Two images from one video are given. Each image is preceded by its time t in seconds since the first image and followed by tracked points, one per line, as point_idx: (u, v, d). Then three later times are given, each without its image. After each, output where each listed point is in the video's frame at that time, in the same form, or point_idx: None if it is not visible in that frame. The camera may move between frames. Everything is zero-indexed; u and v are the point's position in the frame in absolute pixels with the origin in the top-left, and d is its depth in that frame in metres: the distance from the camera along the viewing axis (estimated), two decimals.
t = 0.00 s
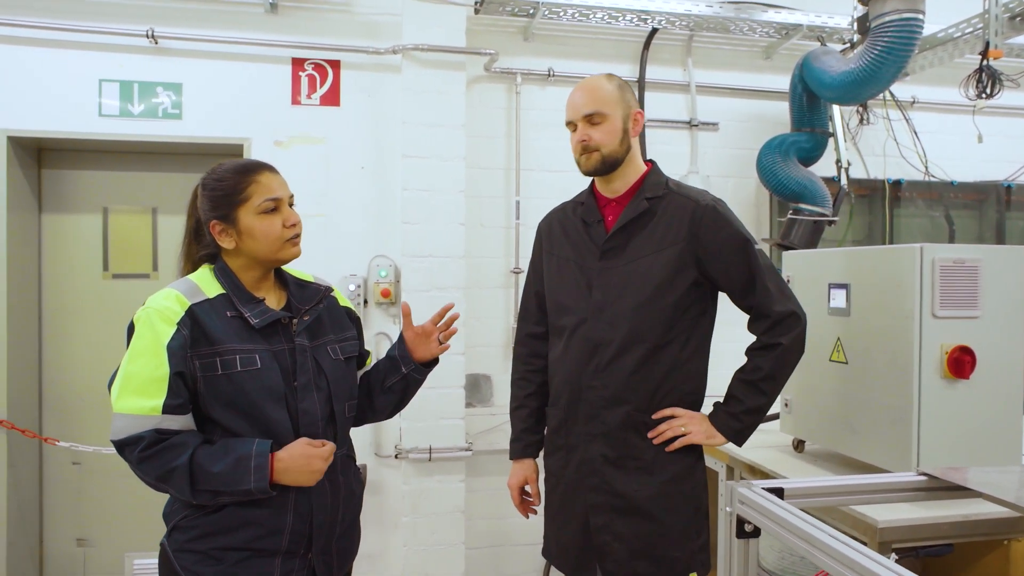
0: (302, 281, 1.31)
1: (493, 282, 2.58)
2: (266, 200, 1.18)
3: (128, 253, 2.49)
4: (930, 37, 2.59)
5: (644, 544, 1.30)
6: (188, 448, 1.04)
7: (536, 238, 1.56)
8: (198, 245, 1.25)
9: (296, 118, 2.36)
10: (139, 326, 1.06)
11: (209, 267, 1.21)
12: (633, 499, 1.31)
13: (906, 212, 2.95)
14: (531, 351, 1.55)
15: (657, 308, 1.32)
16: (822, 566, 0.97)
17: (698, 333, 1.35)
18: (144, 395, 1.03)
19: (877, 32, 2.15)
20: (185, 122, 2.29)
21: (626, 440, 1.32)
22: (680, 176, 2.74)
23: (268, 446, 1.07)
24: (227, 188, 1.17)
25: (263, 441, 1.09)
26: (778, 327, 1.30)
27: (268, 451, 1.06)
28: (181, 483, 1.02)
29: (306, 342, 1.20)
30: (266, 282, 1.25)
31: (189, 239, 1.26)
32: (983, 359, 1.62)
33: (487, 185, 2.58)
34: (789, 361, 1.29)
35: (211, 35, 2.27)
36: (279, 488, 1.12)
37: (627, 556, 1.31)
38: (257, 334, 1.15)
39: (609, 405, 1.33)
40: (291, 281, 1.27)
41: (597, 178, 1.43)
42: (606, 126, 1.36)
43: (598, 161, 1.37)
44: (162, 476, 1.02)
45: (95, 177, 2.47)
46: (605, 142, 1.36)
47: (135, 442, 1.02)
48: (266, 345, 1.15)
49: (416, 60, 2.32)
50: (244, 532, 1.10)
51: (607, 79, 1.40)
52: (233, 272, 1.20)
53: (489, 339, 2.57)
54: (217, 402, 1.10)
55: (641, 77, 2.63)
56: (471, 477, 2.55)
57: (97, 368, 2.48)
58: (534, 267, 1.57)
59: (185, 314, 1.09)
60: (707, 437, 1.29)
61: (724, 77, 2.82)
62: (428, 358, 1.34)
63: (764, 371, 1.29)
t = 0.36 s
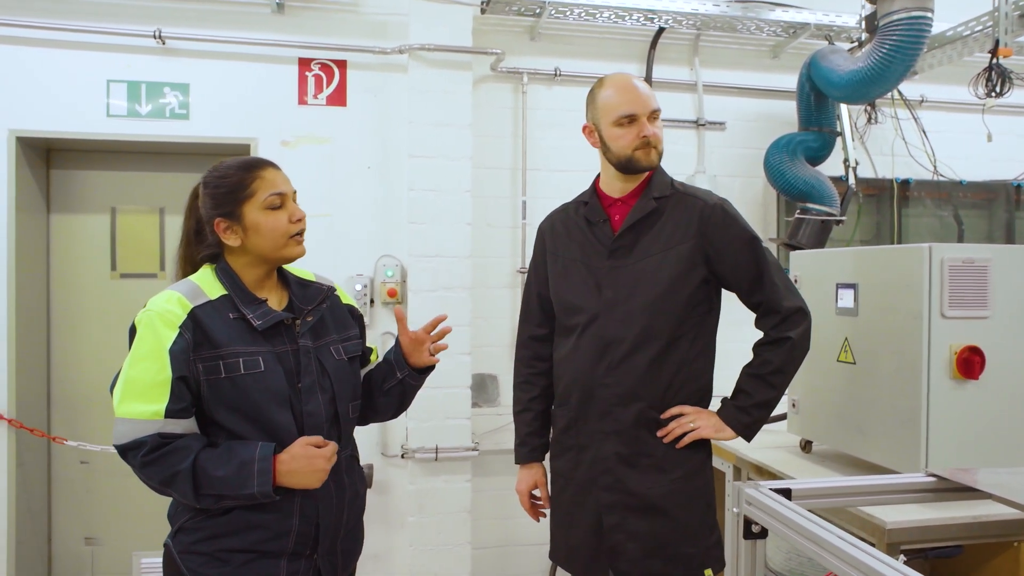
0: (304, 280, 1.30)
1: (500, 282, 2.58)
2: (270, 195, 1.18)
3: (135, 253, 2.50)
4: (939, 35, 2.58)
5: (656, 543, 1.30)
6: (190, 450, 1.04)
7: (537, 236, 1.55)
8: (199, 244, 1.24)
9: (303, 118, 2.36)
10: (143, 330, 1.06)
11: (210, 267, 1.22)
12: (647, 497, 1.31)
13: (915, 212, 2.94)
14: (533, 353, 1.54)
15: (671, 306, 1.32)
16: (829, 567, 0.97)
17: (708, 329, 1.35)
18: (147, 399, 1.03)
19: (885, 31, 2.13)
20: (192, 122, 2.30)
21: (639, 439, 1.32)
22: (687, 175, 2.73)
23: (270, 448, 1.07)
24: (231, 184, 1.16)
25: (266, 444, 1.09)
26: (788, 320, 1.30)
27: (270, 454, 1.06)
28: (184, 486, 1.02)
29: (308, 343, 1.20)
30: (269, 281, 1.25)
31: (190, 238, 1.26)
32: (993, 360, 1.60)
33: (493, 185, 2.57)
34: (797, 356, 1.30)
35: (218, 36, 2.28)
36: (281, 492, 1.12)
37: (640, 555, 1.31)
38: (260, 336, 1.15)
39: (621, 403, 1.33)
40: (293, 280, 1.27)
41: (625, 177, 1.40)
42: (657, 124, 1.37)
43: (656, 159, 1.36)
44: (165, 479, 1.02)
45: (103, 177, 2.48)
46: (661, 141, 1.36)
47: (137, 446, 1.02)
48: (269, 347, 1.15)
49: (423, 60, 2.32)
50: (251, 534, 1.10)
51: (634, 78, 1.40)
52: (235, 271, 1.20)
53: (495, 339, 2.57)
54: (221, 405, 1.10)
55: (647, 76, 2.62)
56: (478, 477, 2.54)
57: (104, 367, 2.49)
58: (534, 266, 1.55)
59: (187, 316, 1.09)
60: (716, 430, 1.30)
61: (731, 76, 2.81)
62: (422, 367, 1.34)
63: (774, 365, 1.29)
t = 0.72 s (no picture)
0: (324, 281, 1.31)
1: (507, 281, 2.58)
2: (305, 194, 1.19)
3: (143, 252, 2.51)
4: (948, 33, 2.56)
5: (672, 542, 1.30)
6: (210, 433, 1.03)
7: (541, 235, 1.53)
8: (225, 242, 1.24)
9: (310, 117, 2.36)
10: (169, 316, 1.06)
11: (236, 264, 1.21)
12: (661, 496, 1.30)
13: (924, 211, 2.92)
14: (536, 354, 1.52)
15: (687, 307, 1.32)
16: (841, 567, 0.95)
17: (719, 328, 1.36)
18: (171, 385, 1.02)
19: (894, 28, 2.12)
20: (200, 121, 2.30)
21: (654, 438, 1.32)
22: (695, 174, 2.71)
23: (288, 432, 1.05)
24: (267, 181, 1.18)
25: (283, 430, 1.07)
26: (799, 319, 1.32)
27: (289, 438, 1.04)
28: (203, 466, 1.01)
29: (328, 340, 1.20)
30: (291, 280, 1.26)
31: (214, 235, 1.25)
32: (1004, 359, 1.59)
33: (499, 184, 2.57)
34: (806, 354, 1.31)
35: (225, 35, 2.28)
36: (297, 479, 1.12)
37: (656, 555, 1.30)
38: (282, 329, 1.15)
39: (638, 403, 1.32)
40: (313, 281, 1.28)
41: (634, 176, 1.40)
42: (667, 124, 1.36)
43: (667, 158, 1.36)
44: (183, 462, 1.01)
45: (110, 177, 2.49)
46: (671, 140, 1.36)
47: (159, 429, 1.01)
48: (291, 342, 1.15)
49: (429, 58, 2.32)
50: (265, 526, 1.10)
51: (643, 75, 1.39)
52: (261, 270, 1.20)
53: (502, 338, 2.56)
54: (242, 396, 1.10)
55: (654, 75, 2.61)
56: (485, 476, 2.54)
57: (112, 366, 2.50)
58: (538, 265, 1.53)
59: (213, 307, 1.09)
60: (729, 427, 1.30)
61: (739, 74, 2.79)
62: (453, 351, 1.32)
63: (785, 363, 1.31)
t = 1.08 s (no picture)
0: (330, 285, 1.30)
1: (511, 282, 2.58)
2: (315, 197, 1.20)
3: (149, 253, 2.52)
4: (954, 33, 2.55)
5: (679, 543, 1.30)
6: (209, 427, 1.05)
7: (546, 236, 1.53)
8: (237, 243, 1.27)
9: (315, 118, 2.37)
10: (173, 313, 1.08)
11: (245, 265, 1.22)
12: (667, 497, 1.30)
13: (929, 212, 2.91)
14: (542, 353, 1.52)
15: (693, 309, 1.32)
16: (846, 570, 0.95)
17: (725, 329, 1.37)
18: (173, 381, 1.05)
19: (899, 29, 2.12)
20: (205, 123, 2.31)
21: (659, 439, 1.32)
22: (699, 175, 2.71)
23: (285, 428, 1.07)
24: (279, 182, 1.19)
25: (279, 425, 1.10)
26: (804, 322, 1.32)
27: (287, 433, 1.07)
28: (201, 460, 1.03)
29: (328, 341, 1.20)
30: (296, 283, 1.26)
31: (229, 237, 1.28)
32: (1011, 360, 1.58)
33: (503, 185, 2.57)
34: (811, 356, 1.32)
35: (230, 37, 2.29)
36: (292, 473, 1.12)
37: (663, 555, 1.30)
38: (283, 330, 1.16)
39: (645, 404, 1.32)
40: (320, 284, 1.27)
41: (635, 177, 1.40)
42: (665, 126, 1.35)
43: (660, 161, 1.34)
44: (181, 456, 1.03)
45: (116, 178, 2.50)
46: (666, 143, 1.34)
47: (160, 422, 1.04)
48: (291, 342, 1.16)
49: (434, 60, 2.32)
50: (256, 523, 1.11)
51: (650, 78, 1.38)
52: (267, 271, 1.20)
53: (506, 339, 2.56)
54: (240, 394, 1.11)
55: (658, 76, 2.61)
56: (490, 476, 2.54)
57: (118, 366, 2.51)
58: (543, 266, 1.53)
59: (216, 306, 1.11)
60: (734, 427, 1.31)
61: (743, 75, 2.79)
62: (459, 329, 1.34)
63: (790, 364, 1.31)
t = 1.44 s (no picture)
0: (294, 279, 1.30)
1: (514, 282, 2.58)
2: (280, 191, 1.21)
3: (153, 253, 2.52)
4: (957, 34, 2.54)
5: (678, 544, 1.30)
6: (170, 429, 1.05)
7: (553, 236, 1.53)
8: (196, 239, 1.24)
9: (318, 119, 2.37)
10: (132, 314, 1.07)
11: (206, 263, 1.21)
12: (666, 497, 1.30)
13: (933, 212, 2.90)
14: (546, 353, 1.53)
15: (697, 310, 1.32)
16: (849, 572, 0.95)
17: (729, 331, 1.37)
18: (132, 383, 1.04)
19: (902, 30, 2.11)
20: (210, 124, 2.31)
21: (659, 440, 1.32)
22: (702, 176, 2.71)
23: (250, 425, 1.07)
24: (243, 177, 1.19)
25: (245, 423, 1.10)
26: (806, 326, 1.32)
27: (252, 430, 1.07)
28: (163, 463, 1.03)
29: (293, 338, 1.21)
30: (260, 279, 1.26)
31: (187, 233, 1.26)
32: (1014, 362, 1.58)
33: (506, 185, 2.57)
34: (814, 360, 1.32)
35: (235, 38, 2.30)
36: (260, 474, 1.13)
37: (661, 556, 1.30)
38: (247, 328, 1.16)
39: (645, 405, 1.33)
40: (283, 280, 1.27)
41: (616, 181, 1.43)
42: (622, 131, 1.36)
43: (611, 167, 1.38)
44: (143, 459, 1.03)
45: (121, 178, 2.50)
46: (618, 149, 1.36)
47: (120, 426, 1.03)
48: (255, 340, 1.16)
49: (437, 61, 2.33)
50: (226, 527, 1.10)
51: (629, 83, 1.40)
52: (228, 269, 1.20)
53: (509, 340, 2.57)
54: (203, 395, 1.11)
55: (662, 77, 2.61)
56: (493, 477, 2.54)
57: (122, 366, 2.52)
58: (550, 267, 1.53)
59: (176, 306, 1.10)
60: (734, 431, 1.30)
61: (746, 76, 2.79)
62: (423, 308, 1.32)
63: (792, 369, 1.32)
